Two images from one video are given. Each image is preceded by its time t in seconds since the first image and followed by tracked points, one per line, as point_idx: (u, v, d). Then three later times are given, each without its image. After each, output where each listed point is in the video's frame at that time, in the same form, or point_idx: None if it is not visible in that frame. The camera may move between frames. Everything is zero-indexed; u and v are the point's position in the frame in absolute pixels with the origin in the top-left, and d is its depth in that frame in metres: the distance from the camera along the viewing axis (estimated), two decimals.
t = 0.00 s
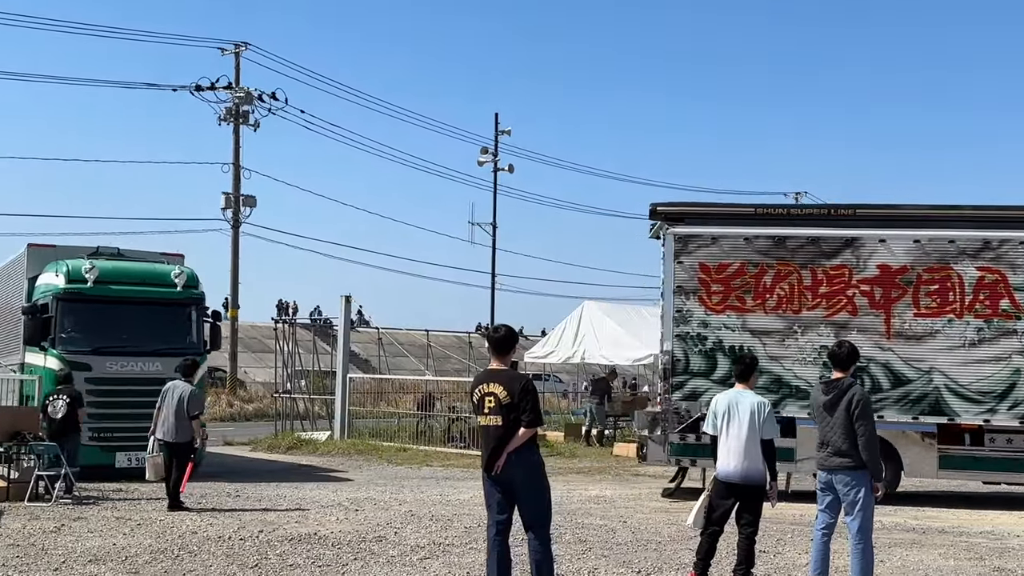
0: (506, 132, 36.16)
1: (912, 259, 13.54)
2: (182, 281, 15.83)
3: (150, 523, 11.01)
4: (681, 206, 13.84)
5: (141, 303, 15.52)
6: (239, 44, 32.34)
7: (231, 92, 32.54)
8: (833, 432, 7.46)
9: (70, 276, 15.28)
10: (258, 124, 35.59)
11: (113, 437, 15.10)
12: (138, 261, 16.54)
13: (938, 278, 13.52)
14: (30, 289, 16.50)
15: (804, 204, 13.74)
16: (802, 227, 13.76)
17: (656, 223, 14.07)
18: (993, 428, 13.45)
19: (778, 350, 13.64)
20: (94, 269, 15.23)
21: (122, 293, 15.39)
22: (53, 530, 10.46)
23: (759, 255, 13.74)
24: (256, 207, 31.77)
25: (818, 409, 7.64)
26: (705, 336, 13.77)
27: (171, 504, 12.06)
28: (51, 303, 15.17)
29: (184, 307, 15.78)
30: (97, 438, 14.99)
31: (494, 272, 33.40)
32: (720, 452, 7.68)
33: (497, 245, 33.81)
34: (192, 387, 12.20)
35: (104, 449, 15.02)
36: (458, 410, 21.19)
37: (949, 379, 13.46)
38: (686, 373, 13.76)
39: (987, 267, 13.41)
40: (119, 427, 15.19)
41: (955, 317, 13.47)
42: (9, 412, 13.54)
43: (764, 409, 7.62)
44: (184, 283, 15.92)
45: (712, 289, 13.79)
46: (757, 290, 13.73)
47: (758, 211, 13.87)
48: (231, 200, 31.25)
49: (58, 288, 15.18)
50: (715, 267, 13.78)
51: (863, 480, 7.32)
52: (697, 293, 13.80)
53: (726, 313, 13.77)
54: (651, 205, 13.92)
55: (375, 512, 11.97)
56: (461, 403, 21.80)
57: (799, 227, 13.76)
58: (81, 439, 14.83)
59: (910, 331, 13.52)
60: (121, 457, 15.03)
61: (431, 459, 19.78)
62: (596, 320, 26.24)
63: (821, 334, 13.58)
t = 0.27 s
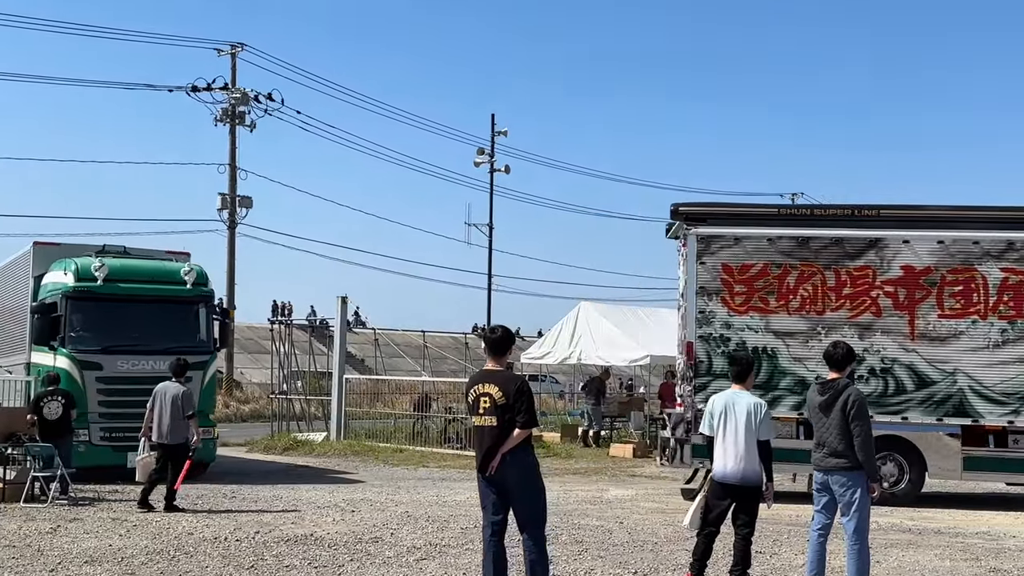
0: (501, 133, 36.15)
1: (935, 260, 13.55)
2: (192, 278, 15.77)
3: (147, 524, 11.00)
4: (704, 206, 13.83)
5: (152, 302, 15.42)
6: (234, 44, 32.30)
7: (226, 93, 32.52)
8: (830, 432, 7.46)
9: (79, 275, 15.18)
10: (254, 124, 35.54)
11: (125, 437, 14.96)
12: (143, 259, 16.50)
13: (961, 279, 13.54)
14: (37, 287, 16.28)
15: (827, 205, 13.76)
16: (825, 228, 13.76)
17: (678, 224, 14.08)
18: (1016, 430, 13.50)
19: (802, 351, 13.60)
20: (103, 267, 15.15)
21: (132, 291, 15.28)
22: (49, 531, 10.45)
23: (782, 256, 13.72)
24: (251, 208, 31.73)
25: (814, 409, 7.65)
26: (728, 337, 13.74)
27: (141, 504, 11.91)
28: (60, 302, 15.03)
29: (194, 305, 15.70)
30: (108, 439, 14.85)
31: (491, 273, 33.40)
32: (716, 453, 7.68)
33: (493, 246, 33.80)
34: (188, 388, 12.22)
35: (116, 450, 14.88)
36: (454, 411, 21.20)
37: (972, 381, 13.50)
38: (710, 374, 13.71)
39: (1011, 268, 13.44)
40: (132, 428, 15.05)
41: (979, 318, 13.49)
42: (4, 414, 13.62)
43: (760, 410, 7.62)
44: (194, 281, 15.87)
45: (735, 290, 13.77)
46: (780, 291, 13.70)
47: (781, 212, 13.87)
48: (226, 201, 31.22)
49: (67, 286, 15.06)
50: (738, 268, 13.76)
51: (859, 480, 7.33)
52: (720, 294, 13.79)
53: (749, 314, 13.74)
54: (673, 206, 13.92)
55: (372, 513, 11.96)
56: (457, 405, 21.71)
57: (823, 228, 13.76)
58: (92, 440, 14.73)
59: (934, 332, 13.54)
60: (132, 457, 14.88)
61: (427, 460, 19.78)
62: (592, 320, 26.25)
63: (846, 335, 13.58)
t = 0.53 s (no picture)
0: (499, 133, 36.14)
1: (962, 261, 13.52)
2: (206, 277, 15.78)
3: (144, 524, 10.99)
4: (729, 207, 13.82)
5: (166, 300, 15.32)
6: (233, 45, 32.29)
7: (224, 93, 32.50)
8: (827, 432, 7.47)
9: (94, 273, 15.03)
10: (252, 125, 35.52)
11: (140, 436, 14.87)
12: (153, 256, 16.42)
13: (988, 280, 13.50)
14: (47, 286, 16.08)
15: (853, 205, 13.76)
16: (852, 229, 13.73)
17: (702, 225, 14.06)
18: None
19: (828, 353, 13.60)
20: (117, 265, 15.03)
21: (146, 289, 15.17)
22: (47, 532, 10.43)
23: (807, 257, 13.68)
24: (250, 208, 31.70)
25: (812, 409, 7.66)
26: (754, 338, 13.72)
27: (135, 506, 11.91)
28: (72, 299, 14.84)
29: (207, 303, 15.65)
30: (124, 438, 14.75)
31: (488, 273, 33.40)
32: (714, 453, 7.68)
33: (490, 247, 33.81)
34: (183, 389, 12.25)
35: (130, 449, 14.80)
36: (452, 411, 21.19)
37: (999, 382, 13.48)
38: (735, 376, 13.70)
39: None
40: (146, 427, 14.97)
41: (1005, 319, 13.47)
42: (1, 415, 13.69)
43: (759, 411, 7.63)
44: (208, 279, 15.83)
45: (760, 292, 13.74)
46: (806, 292, 13.67)
47: (806, 213, 13.85)
48: (225, 201, 31.20)
49: (82, 284, 14.88)
50: (764, 270, 13.72)
51: (857, 480, 7.33)
52: (745, 296, 13.76)
53: (775, 316, 13.71)
54: (696, 207, 13.91)
55: (371, 513, 11.95)
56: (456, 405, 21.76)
57: (849, 229, 13.73)
58: (107, 439, 14.65)
59: (961, 334, 13.54)
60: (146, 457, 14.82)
61: (425, 460, 19.78)
62: (590, 321, 26.25)
63: (872, 337, 13.57)
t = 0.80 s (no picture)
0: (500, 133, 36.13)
1: (993, 261, 13.51)
2: (221, 274, 15.68)
3: (145, 524, 10.99)
4: (759, 206, 13.79)
5: (181, 298, 15.19)
6: (234, 45, 32.29)
7: (225, 93, 32.49)
8: (828, 432, 7.47)
9: (108, 270, 14.89)
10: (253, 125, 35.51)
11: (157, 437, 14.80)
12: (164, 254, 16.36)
13: (1018, 280, 13.50)
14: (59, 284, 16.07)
15: (884, 205, 13.71)
16: (882, 228, 13.67)
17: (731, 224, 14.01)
18: None
19: (858, 353, 13.55)
20: (133, 263, 14.91)
21: (161, 288, 15.03)
22: (47, 532, 10.43)
23: (838, 256, 13.60)
24: (250, 208, 31.70)
25: (812, 408, 7.66)
26: (784, 338, 13.60)
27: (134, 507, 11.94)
28: (87, 298, 14.71)
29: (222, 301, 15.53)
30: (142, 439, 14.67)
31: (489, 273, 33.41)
32: (715, 452, 7.68)
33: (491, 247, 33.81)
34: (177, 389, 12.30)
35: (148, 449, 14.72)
36: (452, 411, 21.18)
37: None
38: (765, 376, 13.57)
39: None
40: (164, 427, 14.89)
41: None
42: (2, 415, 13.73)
43: (760, 411, 7.62)
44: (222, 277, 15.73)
45: (791, 291, 13.63)
46: (837, 292, 13.59)
47: (836, 212, 13.80)
48: (225, 202, 31.19)
49: (97, 282, 14.76)
50: (794, 269, 13.63)
51: (858, 479, 7.32)
52: (775, 295, 13.65)
53: (805, 315, 13.62)
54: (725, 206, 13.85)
55: (372, 513, 11.95)
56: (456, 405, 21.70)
57: (880, 228, 13.67)
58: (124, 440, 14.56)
59: (991, 334, 13.52)
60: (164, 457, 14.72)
61: (426, 460, 19.78)
62: (591, 321, 26.23)
63: (902, 337, 13.52)
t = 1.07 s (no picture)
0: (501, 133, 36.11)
1: None
2: (239, 273, 15.58)
3: (148, 524, 11.01)
4: (792, 204, 13.72)
5: (200, 297, 15.10)
6: (235, 44, 32.31)
7: (226, 93, 32.49)
8: (830, 431, 7.46)
9: (128, 269, 14.74)
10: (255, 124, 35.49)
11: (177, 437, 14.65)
12: (178, 252, 16.25)
13: None
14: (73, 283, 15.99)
15: (918, 204, 13.69)
16: (916, 227, 13.64)
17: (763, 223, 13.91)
18: None
19: (891, 352, 13.54)
20: (151, 261, 14.79)
21: (180, 286, 14.92)
22: (49, 532, 10.44)
23: (872, 255, 13.58)
24: (252, 207, 31.71)
25: (815, 408, 7.65)
26: (817, 338, 13.54)
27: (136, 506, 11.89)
28: (106, 297, 14.61)
29: (241, 300, 15.44)
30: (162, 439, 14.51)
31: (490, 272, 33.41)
32: (717, 451, 7.68)
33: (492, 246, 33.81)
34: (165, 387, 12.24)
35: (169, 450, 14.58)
36: (454, 410, 21.18)
37: None
38: (799, 376, 13.52)
39: None
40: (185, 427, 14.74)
41: None
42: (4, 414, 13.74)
43: (762, 409, 7.61)
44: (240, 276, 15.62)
45: (824, 290, 13.59)
46: (870, 291, 13.57)
47: (871, 211, 13.78)
48: (227, 201, 31.20)
49: (116, 281, 14.62)
50: (828, 268, 13.60)
51: (860, 479, 7.31)
52: (808, 294, 13.59)
53: (838, 314, 13.58)
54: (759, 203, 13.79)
55: (374, 512, 11.96)
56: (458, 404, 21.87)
57: (913, 227, 13.64)
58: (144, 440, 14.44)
59: None
60: (184, 457, 14.61)
61: (428, 459, 19.79)
62: (593, 320, 26.23)
63: (936, 336, 13.52)
